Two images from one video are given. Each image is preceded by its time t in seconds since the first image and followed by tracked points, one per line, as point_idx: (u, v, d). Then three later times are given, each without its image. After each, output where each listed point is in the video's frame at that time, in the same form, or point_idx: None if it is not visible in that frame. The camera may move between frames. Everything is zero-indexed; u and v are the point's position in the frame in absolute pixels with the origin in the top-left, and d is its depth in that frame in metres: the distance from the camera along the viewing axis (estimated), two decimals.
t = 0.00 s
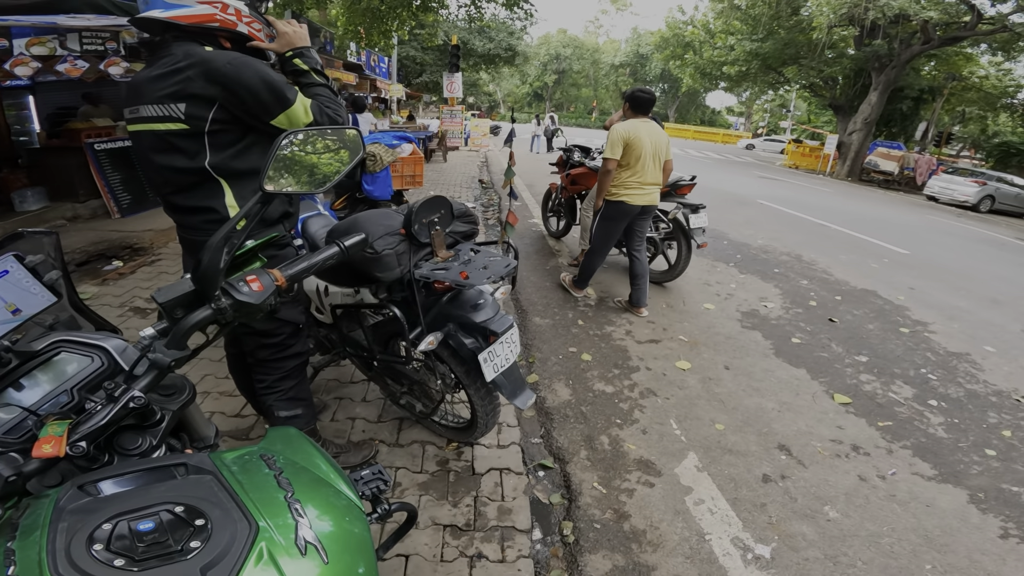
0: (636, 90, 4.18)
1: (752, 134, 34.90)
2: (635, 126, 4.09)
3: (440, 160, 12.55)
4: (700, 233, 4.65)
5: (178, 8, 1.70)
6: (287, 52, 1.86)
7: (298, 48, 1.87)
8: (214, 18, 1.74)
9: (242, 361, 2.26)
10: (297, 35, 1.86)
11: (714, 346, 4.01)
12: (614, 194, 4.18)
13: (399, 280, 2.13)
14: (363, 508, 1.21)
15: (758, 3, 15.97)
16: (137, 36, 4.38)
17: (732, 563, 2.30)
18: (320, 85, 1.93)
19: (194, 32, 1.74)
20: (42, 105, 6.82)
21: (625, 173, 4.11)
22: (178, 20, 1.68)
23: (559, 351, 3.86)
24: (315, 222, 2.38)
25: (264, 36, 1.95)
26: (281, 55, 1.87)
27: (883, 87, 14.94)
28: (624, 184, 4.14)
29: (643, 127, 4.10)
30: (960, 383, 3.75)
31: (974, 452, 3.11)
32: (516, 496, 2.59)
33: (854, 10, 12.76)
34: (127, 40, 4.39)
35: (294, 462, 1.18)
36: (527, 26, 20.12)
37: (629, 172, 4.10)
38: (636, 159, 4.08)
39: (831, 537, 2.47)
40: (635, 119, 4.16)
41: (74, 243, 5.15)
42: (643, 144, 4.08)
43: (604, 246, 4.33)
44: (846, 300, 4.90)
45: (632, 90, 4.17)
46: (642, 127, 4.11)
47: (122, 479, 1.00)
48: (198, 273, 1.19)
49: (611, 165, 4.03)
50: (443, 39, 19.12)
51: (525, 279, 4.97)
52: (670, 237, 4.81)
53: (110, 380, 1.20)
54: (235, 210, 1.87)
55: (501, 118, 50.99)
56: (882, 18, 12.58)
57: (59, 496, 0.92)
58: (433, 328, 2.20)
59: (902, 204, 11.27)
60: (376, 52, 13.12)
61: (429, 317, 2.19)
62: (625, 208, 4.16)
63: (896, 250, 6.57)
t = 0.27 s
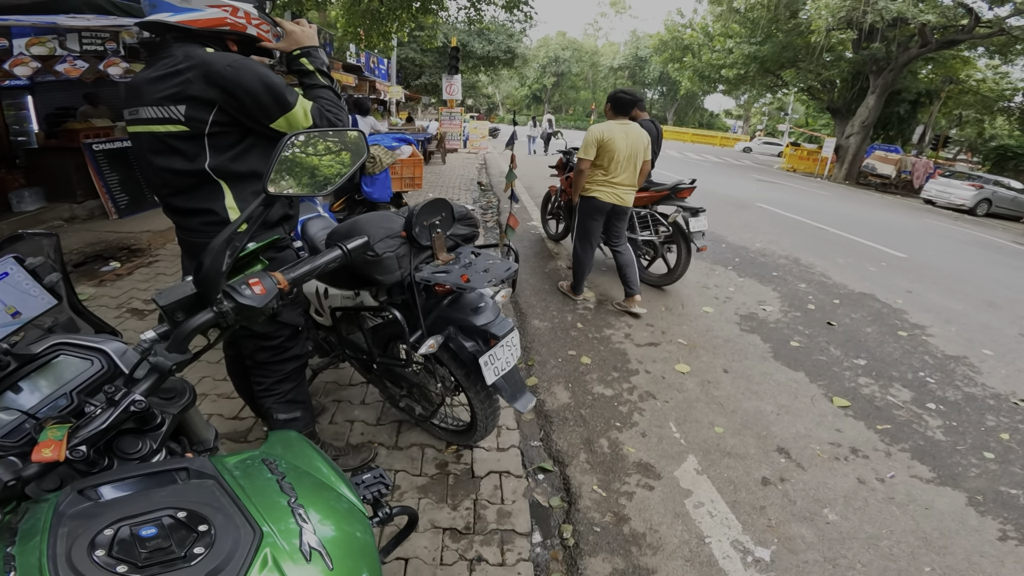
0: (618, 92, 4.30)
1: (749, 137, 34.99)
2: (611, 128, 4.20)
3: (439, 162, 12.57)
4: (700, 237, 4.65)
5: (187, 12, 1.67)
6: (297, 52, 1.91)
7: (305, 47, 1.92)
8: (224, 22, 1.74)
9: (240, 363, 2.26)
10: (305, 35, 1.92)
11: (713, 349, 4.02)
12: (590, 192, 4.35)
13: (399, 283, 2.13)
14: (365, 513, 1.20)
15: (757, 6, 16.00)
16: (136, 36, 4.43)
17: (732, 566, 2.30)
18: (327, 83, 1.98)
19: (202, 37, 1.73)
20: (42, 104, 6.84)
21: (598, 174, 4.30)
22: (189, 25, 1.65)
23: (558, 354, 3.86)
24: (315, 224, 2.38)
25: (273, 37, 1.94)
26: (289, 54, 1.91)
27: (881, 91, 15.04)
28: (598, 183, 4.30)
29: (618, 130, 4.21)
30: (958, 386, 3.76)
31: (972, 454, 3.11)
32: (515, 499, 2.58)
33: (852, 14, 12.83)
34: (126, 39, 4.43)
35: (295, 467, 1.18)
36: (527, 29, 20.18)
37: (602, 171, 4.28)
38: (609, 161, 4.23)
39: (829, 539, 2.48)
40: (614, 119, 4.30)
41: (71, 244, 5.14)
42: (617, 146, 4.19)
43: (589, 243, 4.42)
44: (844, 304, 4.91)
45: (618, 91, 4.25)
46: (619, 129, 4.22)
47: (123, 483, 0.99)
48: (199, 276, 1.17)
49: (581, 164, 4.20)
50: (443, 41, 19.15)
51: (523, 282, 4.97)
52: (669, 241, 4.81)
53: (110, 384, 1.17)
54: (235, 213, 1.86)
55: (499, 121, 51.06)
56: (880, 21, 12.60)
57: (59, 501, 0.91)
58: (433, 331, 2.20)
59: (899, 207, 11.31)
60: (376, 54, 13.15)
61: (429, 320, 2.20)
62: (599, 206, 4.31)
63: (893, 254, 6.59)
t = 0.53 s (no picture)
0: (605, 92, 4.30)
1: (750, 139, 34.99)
2: (597, 128, 4.21)
3: (439, 163, 12.56)
4: (700, 239, 4.65)
5: (192, 4, 1.67)
6: (301, 52, 1.85)
7: (309, 48, 1.86)
8: (227, 18, 1.72)
9: (240, 365, 2.24)
10: (308, 36, 1.86)
11: (713, 352, 4.00)
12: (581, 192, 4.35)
13: (400, 285, 2.12)
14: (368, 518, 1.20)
15: (757, 8, 15.96)
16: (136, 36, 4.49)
17: (732, 569, 2.29)
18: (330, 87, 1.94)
19: (204, 32, 1.71)
20: (42, 102, 6.80)
21: (588, 174, 4.28)
22: (191, 16, 1.65)
23: (559, 357, 3.84)
24: (315, 225, 2.38)
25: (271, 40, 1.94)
26: (293, 55, 1.85)
27: (882, 93, 14.90)
28: (589, 184, 4.29)
29: (605, 130, 4.22)
30: (958, 389, 3.75)
31: (972, 458, 3.10)
32: (515, 502, 2.57)
33: (854, 16, 12.84)
34: (128, 38, 4.45)
35: (297, 472, 1.16)
36: (528, 29, 20.16)
37: (591, 172, 4.27)
38: (599, 161, 4.22)
39: (829, 542, 2.46)
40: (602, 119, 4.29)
41: (70, 243, 5.13)
42: (605, 146, 4.18)
43: (586, 242, 4.41)
44: (845, 307, 4.90)
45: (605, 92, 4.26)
46: (605, 129, 4.22)
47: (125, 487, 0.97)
48: (200, 279, 1.14)
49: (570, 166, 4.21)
50: (444, 42, 19.15)
51: (523, 284, 4.96)
52: (670, 243, 4.80)
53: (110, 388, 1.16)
54: (236, 214, 1.84)
55: (500, 122, 51.08)
56: (879, 23, 12.52)
57: (58, 507, 0.89)
58: (434, 334, 2.19)
59: (899, 210, 11.30)
60: (376, 55, 13.14)
61: (430, 322, 2.19)
62: (591, 205, 4.32)
63: (894, 257, 6.58)
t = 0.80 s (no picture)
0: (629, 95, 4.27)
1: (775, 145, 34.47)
2: (621, 130, 4.16)
3: (462, 164, 12.58)
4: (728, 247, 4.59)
5: None
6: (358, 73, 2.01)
7: (366, 66, 2.05)
8: (286, 17, 1.82)
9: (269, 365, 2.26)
10: (370, 57, 2.05)
11: (738, 361, 3.94)
12: (605, 195, 4.32)
13: (432, 290, 2.11)
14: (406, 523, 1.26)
15: (787, 12, 15.85)
16: (174, 36, 4.45)
17: None
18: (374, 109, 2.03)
19: (263, 26, 1.78)
20: (80, 100, 6.83)
21: (612, 177, 4.25)
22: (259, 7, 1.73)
23: (581, 362, 3.81)
24: (347, 226, 2.43)
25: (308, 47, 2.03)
26: (350, 70, 2.03)
27: (917, 99, 14.78)
28: (613, 187, 4.26)
29: (629, 131, 4.17)
30: (991, 405, 3.64)
31: (1004, 474, 3.01)
32: (536, 507, 2.55)
33: (889, 21, 12.65)
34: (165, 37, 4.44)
35: (340, 479, 1.22)
36: (552, 32, 20.13)
37: (616, 175, 4.22)
38: (623, 164, 4.17)
39: (854, 555, 2.41)
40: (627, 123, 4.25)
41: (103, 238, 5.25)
42: (630, 149, 4.14)
43: (611, 247, 4.36)
44: (875, 319, 4.78)
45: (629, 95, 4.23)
46: (630, 132, 4.17)
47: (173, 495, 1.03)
48: (255, 286, 1.16)
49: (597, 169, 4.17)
50: (468, 44, 19.24)
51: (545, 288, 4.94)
52: (695, 250, 4.74)
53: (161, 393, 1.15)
54: (277, 216, 1.89)
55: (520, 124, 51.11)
56: (918, 29, 12.37)
57: (112, 513, 0.95)
58: (464, 340, 2.19)
59: (931, 219, 11.02)
60: (401, 56, 13.23)
61: (461, 328, 2.19)
62: (615, 208, 4.30)
63: (926, 268, 6.41)
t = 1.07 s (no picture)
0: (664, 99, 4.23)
1: (805, 152, 33.84)
2: (654, 133, 4.14)
3: (488, 167, 12.61)
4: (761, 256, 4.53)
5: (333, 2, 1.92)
6: (408, 108, 1.90)
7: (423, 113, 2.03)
8: (348, 24, 2.00)
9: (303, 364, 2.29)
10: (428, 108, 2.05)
11: (769, 372, 3.86)
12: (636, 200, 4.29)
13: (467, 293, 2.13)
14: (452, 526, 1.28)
15: (822, 17, 15.62)
16: (215, 34, 4.55)
17: None
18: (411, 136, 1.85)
19: (329, 27, 1.94)
20: (124, 98, 7.01)
21: (644, 182, 4.22)
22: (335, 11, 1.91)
23: (608, 369, 3.78)
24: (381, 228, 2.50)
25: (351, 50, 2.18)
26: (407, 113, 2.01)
27: (959, 107, 14.53)
28: (645, 192, 4.23)
29: (662, 134, 4.14)
30: None
31: None
32: (559, 512, 2.52)
33: (931, 27, 12.39)
34: (206, 36, 4.49)
35: (388, 482, 1.26)
36: (581, 35, 20.11)
37: (646, 179, 4.19)
38: (655, 168, 4.14)
39: (883, 567, 2.35)
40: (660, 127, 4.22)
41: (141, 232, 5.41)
42: (663, 153, 4.11)
43: (640, 251, 4.34)
44: (912, 332, 4.66)
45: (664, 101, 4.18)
46: (663, 136, 4.14)
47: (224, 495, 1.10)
48: (316, 283, 1.22)
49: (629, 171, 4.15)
50: (495, 46, 19.34)
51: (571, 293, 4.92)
52: (726, 258, 4.68)
53: (214, 386, 1.30)
54: (326, 218, 1.93)
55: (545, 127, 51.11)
56: (960, 35, 12.10)
57: (170, 512, 1.02)
58: (498, 343, 2.19)
59: (972, 231, 10.68)
60: (430, 58, 13.34)
61: (495, 331, 2.19)
62: (645, 213, 4.27)
63: (965, 281, 6.22)
